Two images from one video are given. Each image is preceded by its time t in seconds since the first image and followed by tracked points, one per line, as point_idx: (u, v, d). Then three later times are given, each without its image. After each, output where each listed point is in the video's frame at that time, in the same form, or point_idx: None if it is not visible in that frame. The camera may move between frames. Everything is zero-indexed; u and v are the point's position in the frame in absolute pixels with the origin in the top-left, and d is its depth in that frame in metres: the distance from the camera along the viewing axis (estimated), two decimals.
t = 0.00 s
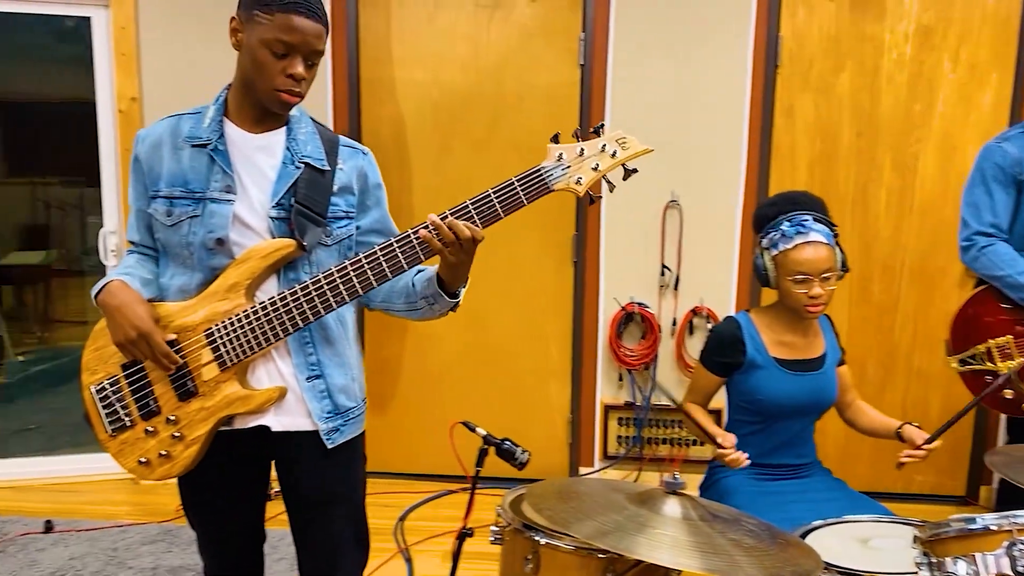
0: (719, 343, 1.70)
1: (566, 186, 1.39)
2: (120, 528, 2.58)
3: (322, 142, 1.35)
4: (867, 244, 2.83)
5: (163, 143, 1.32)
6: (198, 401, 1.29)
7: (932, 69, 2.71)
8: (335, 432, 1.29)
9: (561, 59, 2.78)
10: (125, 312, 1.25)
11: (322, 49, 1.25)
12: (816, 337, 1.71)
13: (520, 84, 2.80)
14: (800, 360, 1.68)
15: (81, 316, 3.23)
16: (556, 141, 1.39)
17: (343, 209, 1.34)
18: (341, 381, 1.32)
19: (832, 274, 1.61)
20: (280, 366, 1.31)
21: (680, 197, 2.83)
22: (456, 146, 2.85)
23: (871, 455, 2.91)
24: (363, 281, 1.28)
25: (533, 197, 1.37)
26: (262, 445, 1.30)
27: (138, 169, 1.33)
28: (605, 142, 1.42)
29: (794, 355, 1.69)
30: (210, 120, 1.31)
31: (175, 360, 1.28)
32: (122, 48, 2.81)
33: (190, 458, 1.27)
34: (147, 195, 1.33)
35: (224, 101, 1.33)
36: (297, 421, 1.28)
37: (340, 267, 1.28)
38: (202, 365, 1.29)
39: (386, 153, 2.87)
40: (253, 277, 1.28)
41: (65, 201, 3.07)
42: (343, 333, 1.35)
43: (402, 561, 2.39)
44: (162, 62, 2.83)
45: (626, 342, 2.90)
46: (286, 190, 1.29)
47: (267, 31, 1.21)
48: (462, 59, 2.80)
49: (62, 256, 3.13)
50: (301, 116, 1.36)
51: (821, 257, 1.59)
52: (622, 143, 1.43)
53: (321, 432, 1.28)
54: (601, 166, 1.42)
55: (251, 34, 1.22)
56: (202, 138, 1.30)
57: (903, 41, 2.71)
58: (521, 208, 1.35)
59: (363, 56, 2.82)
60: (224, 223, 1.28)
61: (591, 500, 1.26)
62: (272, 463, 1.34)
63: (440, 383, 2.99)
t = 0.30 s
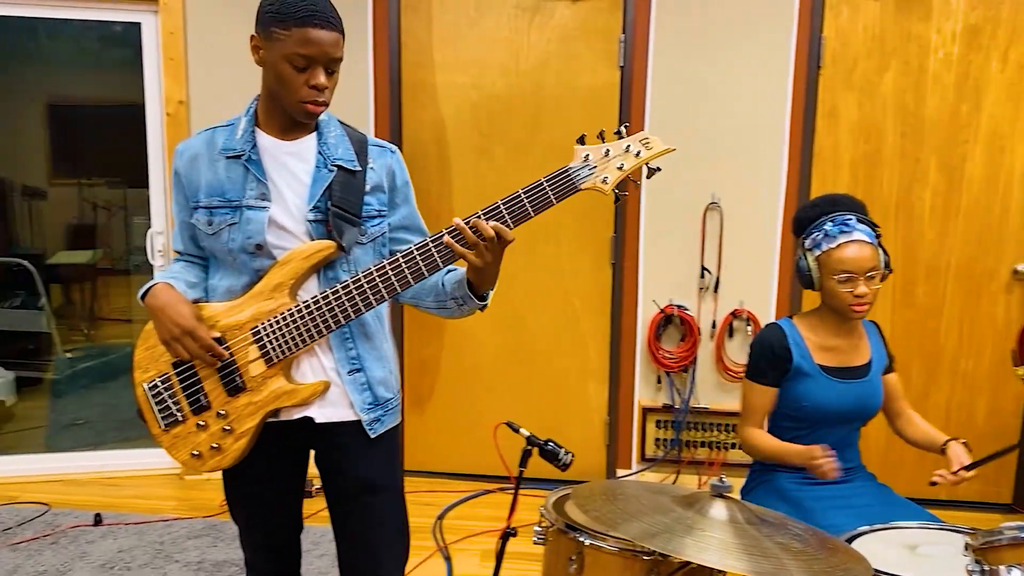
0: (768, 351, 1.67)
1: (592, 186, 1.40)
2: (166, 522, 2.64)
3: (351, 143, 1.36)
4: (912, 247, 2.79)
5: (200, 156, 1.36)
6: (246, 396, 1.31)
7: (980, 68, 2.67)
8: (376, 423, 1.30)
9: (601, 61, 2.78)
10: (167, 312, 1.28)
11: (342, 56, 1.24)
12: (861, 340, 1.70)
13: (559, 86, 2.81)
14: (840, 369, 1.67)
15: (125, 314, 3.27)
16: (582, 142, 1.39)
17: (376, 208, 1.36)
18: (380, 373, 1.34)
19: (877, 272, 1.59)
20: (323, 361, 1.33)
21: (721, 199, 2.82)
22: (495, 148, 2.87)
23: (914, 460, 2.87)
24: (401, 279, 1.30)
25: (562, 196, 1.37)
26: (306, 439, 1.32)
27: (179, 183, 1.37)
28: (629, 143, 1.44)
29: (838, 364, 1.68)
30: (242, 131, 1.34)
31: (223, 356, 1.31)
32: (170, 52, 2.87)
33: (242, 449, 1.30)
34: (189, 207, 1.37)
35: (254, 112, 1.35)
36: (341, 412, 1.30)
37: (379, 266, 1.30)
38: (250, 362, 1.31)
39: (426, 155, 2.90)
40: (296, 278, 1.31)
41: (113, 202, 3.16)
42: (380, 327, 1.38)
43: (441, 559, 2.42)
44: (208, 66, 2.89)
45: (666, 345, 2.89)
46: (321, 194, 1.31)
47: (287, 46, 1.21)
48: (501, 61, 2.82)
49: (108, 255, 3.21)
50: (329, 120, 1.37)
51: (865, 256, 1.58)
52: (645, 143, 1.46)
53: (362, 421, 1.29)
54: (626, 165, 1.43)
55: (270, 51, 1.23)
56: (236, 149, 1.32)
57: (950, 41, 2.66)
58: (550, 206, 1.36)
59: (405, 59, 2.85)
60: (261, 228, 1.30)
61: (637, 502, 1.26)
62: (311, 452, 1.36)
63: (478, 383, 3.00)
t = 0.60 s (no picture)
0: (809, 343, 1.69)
1: (623, 188, 1.40)
2: (203, 517, 2.68)
3: (390, 147, 1.37)
4: (952, 249, 2.74)
5: (245, 150, 1.38)
6: (277, 389, 1.33)
7: None
8: (398, 421, 1.31)
9: (636, 61, 2.77)
10: (207, 301, 1.31)
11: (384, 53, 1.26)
12: (907, 343, 1.67)
13: (593, 86, 2.81)
14: (891, 374, 1.65)
15: (163, 311, 3.33)
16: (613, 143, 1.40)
17: (409, 210, 1.37)
18: (406, 372, 1.35)
19: (918, 265, 1.57)
20: (352, 356, 1.34)
21: (756, 199, 2.79)
22: (529, 148, 2.87)
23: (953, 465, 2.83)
24: (429, 278, 1.31)
25: (592, 198, 1.37)
26: (335, 435, 1.33)
27: (221, 174, 1.39)
28: (661, 145, 1.43)
29: (881, 366, 1.66)
30: (287, 128, 1.36)
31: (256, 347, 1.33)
32: (210, 54, 2.92)
33: (269, 442, 1.31)
34: (230, 198, 1.39)
35: (300, 110, 1.37)
36: (366, 409, 1.31)
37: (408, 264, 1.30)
38: (282, 355, 1.33)
39: (459, 155, 2.91)
40: (327, 274, 1.32)
41: (150, 201, 3.21)
42: (408, 326, 1.38)
43: (473, 558, 2.43)
44: (246, 68, 2.93)
45: (699, 346, 2.88)
46: (357, 192, 1.32)
47: (329, 42, 1.23)
48: (535, 61, 2.82)
49: (145, 254, 3.27)
50: (371, 123, 1.39)
51: (905, 248, 1.57)
52: (677, 145, 1.44)
53: (384, 420, 1.30)
54: (657, 167, 1.43)
55: (315, 48, 1.25)
56: (279, 144, 1.34)
57: (992, 39, 2.62)
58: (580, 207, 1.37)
59: (440, 60, 2.86)
60: (299, 222, 1.32)
61: (674, 503, 1.26)
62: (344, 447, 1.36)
63: (509, 383, 3.01)
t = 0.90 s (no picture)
0: (828, 341, 1.72)
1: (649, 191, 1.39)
2: (227, 514, 2.70)
3: (415, 147, 1.37)
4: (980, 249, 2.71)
5: (271, 151, 1.39)
6: (302, 388, 1.35)
7: None
8: (423, 422, 1.31)
9: (660, 61, 2.76)
10: (236, 298, 1.32)
11: (407, 67, 1.26)
12: (941, 356, 1.65)
13: (616, 86, 2.80)
14: (911, 380, 1.64)
15: (188, 310, 3.35)
16: (640, 147, 1.38)
17: (434, 211, 1.37)
18: (431, 373, 1.34)
19: (967, 271, 1.55)
20: (376, 357, 1.35)
21: (780, 199, 2.77)
22: (551, 149, 2.87)
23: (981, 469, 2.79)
24: (452, 278, 1.31)
25: (617, 201, 1.38)
26: (358, 434, 1.34)
27: (248, 177, 1.41)
28: (690, 148, 1.41)
29: (905, 372, 1.65)
30: (312, 129, 1.36)
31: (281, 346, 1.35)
32: (235, 55, 2.95)
33: (294, 441, 1.33)
34: (258, 200, 1.40)
35: (325, 111, 1.38)
36: (391, 409, 1.31)
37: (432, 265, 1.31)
38: (306, 355, 1.35)
39: (481, 155, 2.91)
40: (352, 275, 1.33)
41: (174, 201, 3.25)
42: (433, 326, 1.38)
43: (495, 558, 2.43)
44: (271, 70, 2.96)
45: (721, 347, 2.86)
46: (382, 193, 1.33)
47: (356, 48, 1.23)
48: (558, 61, 2.82)
49: (169, 254, 3.30)
50: (395, 122, 1.38)
51: (954, 252, 1.55)
52: (706, 148, 1.42)
53: (409, 420, 1.30)
54: (685, 171, 1.41)
55: (342, 49, 1.25)
56: (305, 146, 1.35)
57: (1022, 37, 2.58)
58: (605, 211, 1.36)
59: (462, 60, 2.87)
60: (324, 224, 1.32)
61: (699, 505, 1.25)
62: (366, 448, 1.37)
63: (530, 383, 3.01)
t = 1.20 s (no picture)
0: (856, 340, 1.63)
1: (682, 196, 1.36)
2: (243, 512, 2.71)
3: (441, 144, 1.37)
4: (999, 249, 2.68)
5: (297, 151, 1.39)
6: (327, 389, 1.36)
7: None
8: (450, 423, 1.29)
9: (675, 60, 2.75)
10: (277, 295, 1.34)
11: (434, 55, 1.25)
12: (960, 353, 1.64)
13: (631, 85, 2.79)
14: (938, 379, 1.62)
15: (203, 309, 3.36)
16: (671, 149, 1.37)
17: (460, 210, 1.36)
18: (457, 374, 1.34)
19: (986, 268, 1.55)
20: (403, 359, 1.35)
21: (796, 198, 2.76)
22: (566, 148, 2.87)
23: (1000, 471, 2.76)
24: (479, 280, 1.30)
25: (649, 206, 1.35)
26: (381, 433, 1.33)
27: (274, 176, 1.41)
28: (724, 151, 1.38)
29: (929, 369, 1.63)
30: (337, 128, 1.35)
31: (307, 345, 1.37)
32: (251, 55, 2.96)
33: (319, 442, 1.34)
34: (283, 200, 1.40)
35: (350, 108, 1.37)
36: (418, 411, 1.30)
37: (459, 268, 1.31)
38: (332, 355, 1.36)
39: (495, 155, 2.91)
40: (378, 276, 1.33)
41: (189, 201, 3.27)
42: (459, 327, 1.38)
43: (509, 557, 2.43)
44: (286, 70, 2.97)
45: (737, 348, 2.85)
46: (408, 193, 1.33)
47: (382, 44, 1.22)
48: (573, 60, 2.82)
49: (185, 254, 3.32)
50: (421, 119, 1.38)
51: (975, 249, 1.54)
52: (740, 151, 1.39)
53: (436, 422, 1.29)
54: (720, 174, 1.38)
55: (366, 48, 1.24)
56: (330, 146, 1.35)
57: None
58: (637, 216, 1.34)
59: (477, 60, 2.87)
60: (351, 226, 1.33)
61: (717, 505, 1.24)
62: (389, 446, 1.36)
63: (544, 383, 3.01)
